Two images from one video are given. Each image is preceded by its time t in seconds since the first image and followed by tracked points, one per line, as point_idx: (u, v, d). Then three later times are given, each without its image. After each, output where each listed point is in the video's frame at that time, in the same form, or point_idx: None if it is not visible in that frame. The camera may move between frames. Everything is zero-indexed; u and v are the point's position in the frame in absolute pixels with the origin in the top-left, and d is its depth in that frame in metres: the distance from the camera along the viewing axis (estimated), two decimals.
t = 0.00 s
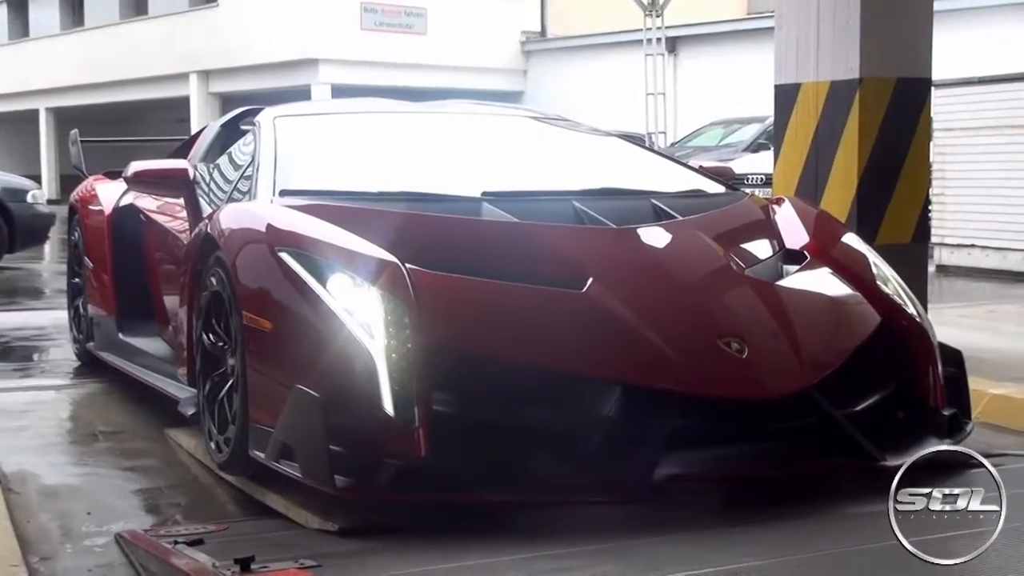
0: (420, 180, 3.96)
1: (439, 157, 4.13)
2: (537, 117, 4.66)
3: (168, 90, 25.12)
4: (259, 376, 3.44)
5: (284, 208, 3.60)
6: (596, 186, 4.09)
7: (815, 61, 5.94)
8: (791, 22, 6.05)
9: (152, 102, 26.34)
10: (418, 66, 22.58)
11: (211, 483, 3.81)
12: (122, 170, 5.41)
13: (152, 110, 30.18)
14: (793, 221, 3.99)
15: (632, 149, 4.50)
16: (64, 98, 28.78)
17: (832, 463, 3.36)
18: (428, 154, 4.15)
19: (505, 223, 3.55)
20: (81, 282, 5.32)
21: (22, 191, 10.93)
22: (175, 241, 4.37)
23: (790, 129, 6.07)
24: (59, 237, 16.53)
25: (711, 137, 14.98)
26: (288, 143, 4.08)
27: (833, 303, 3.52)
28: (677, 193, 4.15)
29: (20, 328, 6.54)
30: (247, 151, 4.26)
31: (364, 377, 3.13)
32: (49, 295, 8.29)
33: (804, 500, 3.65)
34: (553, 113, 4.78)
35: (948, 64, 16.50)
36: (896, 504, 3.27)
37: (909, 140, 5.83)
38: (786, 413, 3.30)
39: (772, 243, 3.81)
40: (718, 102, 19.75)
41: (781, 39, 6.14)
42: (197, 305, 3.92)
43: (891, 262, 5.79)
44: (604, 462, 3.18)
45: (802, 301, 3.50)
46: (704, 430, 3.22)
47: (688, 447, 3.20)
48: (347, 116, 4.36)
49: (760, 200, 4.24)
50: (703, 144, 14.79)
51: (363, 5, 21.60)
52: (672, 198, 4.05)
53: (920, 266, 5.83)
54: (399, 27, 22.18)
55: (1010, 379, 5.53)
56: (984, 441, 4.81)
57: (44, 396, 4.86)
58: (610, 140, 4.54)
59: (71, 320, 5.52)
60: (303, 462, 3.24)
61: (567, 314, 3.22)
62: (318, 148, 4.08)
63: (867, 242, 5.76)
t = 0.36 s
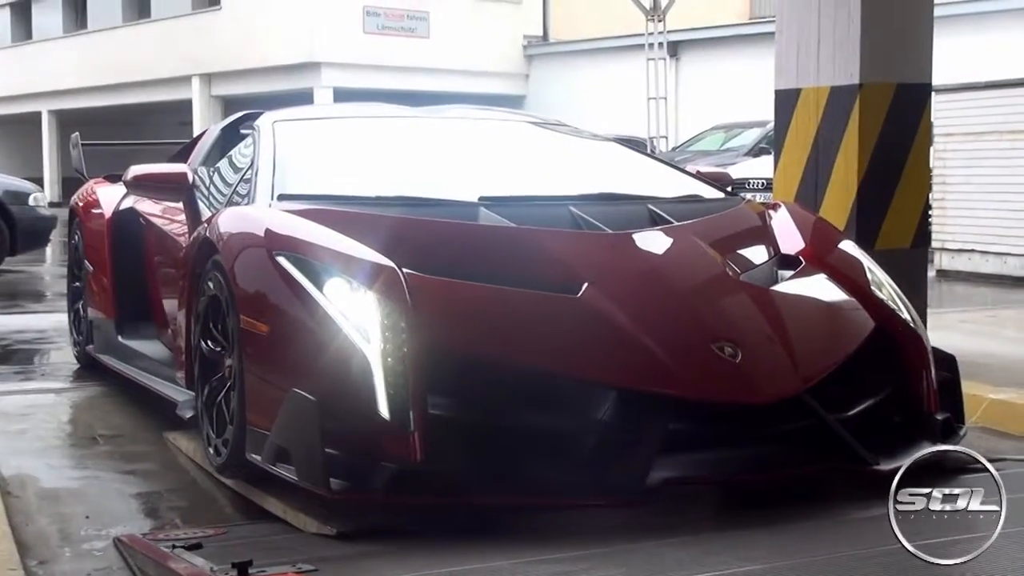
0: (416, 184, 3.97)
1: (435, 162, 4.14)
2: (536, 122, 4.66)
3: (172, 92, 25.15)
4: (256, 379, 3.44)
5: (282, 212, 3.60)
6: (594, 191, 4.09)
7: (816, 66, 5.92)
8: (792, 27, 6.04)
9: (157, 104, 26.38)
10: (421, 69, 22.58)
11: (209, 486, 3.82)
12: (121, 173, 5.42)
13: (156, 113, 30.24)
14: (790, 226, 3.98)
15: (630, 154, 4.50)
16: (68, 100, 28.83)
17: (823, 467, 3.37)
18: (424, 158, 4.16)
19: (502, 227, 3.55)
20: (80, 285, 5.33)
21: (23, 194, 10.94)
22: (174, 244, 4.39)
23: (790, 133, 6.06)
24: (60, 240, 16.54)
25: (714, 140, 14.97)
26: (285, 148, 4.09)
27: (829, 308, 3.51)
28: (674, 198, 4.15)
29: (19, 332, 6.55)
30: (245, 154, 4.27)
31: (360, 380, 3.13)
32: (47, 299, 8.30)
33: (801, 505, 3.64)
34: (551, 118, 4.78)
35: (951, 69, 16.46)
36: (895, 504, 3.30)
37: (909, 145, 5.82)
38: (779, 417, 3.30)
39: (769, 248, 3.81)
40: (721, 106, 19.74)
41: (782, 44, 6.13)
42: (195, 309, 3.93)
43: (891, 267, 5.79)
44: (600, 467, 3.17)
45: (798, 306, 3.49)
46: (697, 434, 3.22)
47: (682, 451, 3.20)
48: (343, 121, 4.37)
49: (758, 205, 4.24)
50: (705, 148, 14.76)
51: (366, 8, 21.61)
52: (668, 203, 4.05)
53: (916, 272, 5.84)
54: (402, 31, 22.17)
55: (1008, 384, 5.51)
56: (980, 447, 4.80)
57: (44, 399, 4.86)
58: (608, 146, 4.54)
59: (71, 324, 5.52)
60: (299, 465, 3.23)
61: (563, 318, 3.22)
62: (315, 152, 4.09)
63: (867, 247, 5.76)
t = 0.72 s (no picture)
0: (421, 188, 3.97)
1: (441, 166, 4.14)
2: (541, 126, 4.66)
3: (179, 98, 25.20)
4: (261, 383, 3.45)
5: (287, 217, 3.61)
6: (598, 194, 4.09)
7: (822, 69, 5.92)
8: (798, 30, 6.03)
9: (163, 109, 26.42)
10: (427, 74, 22.58)
11: (217, 490, 3.82)
12: (128, 178, 5.43)
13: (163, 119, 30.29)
14: (793, 230, 3.99)
15: (635, 157, 4.50)
16: (75, 106, 28.89)
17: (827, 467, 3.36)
18: (430, 162, 4.16)
19: (506, 231, 3.54)
20: (87, 290, 5.34)
21: (31, 200, 10.96)
22: (180, 248, 4.39)
23: (796, 136, 6.06)
24: (67, 245, 16.57)
25: (720, 143, 14.96)
26: (291, 152, 4.10)
27: (831, 311, 3.51)
28: (678, 202, 4.15)
29: (27, 336, 6.56)
30: (251, 159, 4.27)
31: (363, 383, 3.14)
32: (56, 304, 8.31)
33: (807, 508, 3.63)
34: (557, 122, 4.78)
35: (957, 71, 16.42)
36: (895, 505, 3.33)
37: (916, 147, 5.80)
38: (783, 418, 3.30)
39: (771, 251, 3.81)
40: (727, 109, 19.73)
41: (788, 47, 6.12)
42: (200, 314, 3.93)
43: (899, 269, 5.79)
44: (604, 469, 3.17)
45: (800, 309, 3.49)
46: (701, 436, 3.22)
47: (685, 453, 3.20)
48: (349, 125, 4.38)
49: (761, 208, 4.24)
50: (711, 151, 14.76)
51: (371, 12, 21.64)
52: (672, 207, 4.05)
53: (924, 275, 5.83)
54: (407, 35, 22.15)
55: (1016, 387, 5.49)
56: (988, 449, 4.78)
57: (52, 404, 4.87)
58: (613, 149, 4.54)
59: (78, 328, 5.53)
60: (304, 468, 3.23)
61: (566, 321, 3.22)
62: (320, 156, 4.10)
63: (875, 250, 5.76)
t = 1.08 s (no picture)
0: (430, 190, 3.98)
1: (449, 168, 4.14)
2: (548, 129, 4.66)
3: (187, 99, 25.23)
4: (266, 384, 3.45)
5: (293, 218, 3.62)
6: (604, 198, 4.09)
7: (830, 73, 5.92)
8: (806, 34, 6.03)
9: (171, 110, 26.47)
10: (436, 76, 22.61)
11: (224, 491, 3.82)
12: (136, 178, 5.42)
13: (171, 120, 30.34)
14: (798, 234, 3.99)
15: (643, 161, 4.50)
16: (83, 107, 28.95)
17: (830, 470, 3.36)
18: (439, 164, 4.16)
19: (511, 234, 3.55)
20: (95, 290, 5.35)
21: (40, 200, 10.97)
22: (187, 249, 4.40)
23: (803, 140, 6.06)
24: (76, 245, 16.61)
25: (727, 147, 14.96)
26: (298, 154, 4.10)
27: (835, 315, 3.52)
28: (684, 205, 4.15)
29: (37, 336, 6.57)
30: (258, 160, 4.28)
31: (367, 383, 3.14)
32: (65, 303, 8.32)
33: (812, 511, 3.63)
34: (564, 125, 4.78)
35: (966, 75, 16.41)
36: (895, 506, 3.39)
37: (922, 152, 5.81)
38: (787, 421, 3.30)
39: (775, 256, 3.81)
40: (735, 113, 19.72)
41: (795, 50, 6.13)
42: (206, 315, 3.94)
43: (905, 274, 5.79)
44: (606, 470, 3.17)
45: (804, 313, 3.49)
46: (704, 439, 3.22)
47: (688, 455, 3.20)
48: (358, 127, 4.38)
49: (765, 213, 4.25)
50: (718, 155, 14.76)
51: (380, 14, 21.68)
52: (677, 210, 4.05)
53: (932, 280, 5.83)
54: (417, 38, 22.17)
55: None
56: (996, 454, 4.77)
57: (59, 404, 4.88)
58: (620, 153, 4.55)
59: (85, 328, 5.53)
60: (309, 468, 3.24)
61: (570, 323, 3.22)
62: (329, 158, 4.10)
63: (882, 255, 5.76)
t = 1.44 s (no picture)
0: (439, 191, 3.98)
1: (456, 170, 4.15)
2: (555, 131, 4.66)
3: (193, 100, 25.26)
4: (272, 385, 3.45)
5: (299, 219, 3.62)
6: (611, 201, 4.09)
7: (838, 75, 5.91)
8: (813, 36, 6.03)
9: (177, 111, 26.49)
10: (443, 78, 22.63)
11: (229, 491, 3.82)
12: (144, 179, 5.42)
13: (177, 121, 30.37)
14: (804, 237, 3.98)
15: (650, 164, 4.49)
16: (90, 108, 28.99)
17: (835, 473, 3.36)
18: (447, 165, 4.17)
19: (518, 236, 3.55)
20: (102, 291, 5.35)
21: (47, 200, 10.99)
22: (193, 250, 4.40)
23: (810, 142, 6.06)
24: (82, 245, 16.64)
25: (733, 150, 14.95)
26: (305, 155, 4.10)
27: (840, 317, 3.52)
28: (691, 207, 4.15)
29: (44, 336, 6.58)
30: (265, 161, 4.28)
31: (372, 384, 3.14)
32: (72, 303, 8.33)
33: (818, 514, 3.63)
34: (571, 127, 4.78)
35: (972, 79, 16.41)
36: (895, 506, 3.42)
37: (928, 155, 5.80)
38: (792, 424, 3.29)
39: (780, 259, 3.81)
40: (742, 117, 19.72)
41: (804, 53, 6.12)
42: (212, 315, 3.94)
43: (912, 279, 5.79)
44: (611, 471, 3.17)
45: (809, 315, 3.49)
46: (708, 441, 3.22)
47: (693, 457, 3.20)
48: (365, 128, 4.39)
49: (771, 216, 4.25)
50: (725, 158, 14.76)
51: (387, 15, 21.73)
52: (683, 213, 4.05)
53: (937, 282, 5.83)
54: (424, 39, 22.21)
55: None
56: (1003, 457, 4.77)
57: (66, 404, 4.88)
58: (628, 155, 4.55)
59: (92, 328, 5.54)
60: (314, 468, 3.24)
61: (575, 325, 3.22)
62: (336, 158, 4.11)
63: (888, 259, 5.76)
